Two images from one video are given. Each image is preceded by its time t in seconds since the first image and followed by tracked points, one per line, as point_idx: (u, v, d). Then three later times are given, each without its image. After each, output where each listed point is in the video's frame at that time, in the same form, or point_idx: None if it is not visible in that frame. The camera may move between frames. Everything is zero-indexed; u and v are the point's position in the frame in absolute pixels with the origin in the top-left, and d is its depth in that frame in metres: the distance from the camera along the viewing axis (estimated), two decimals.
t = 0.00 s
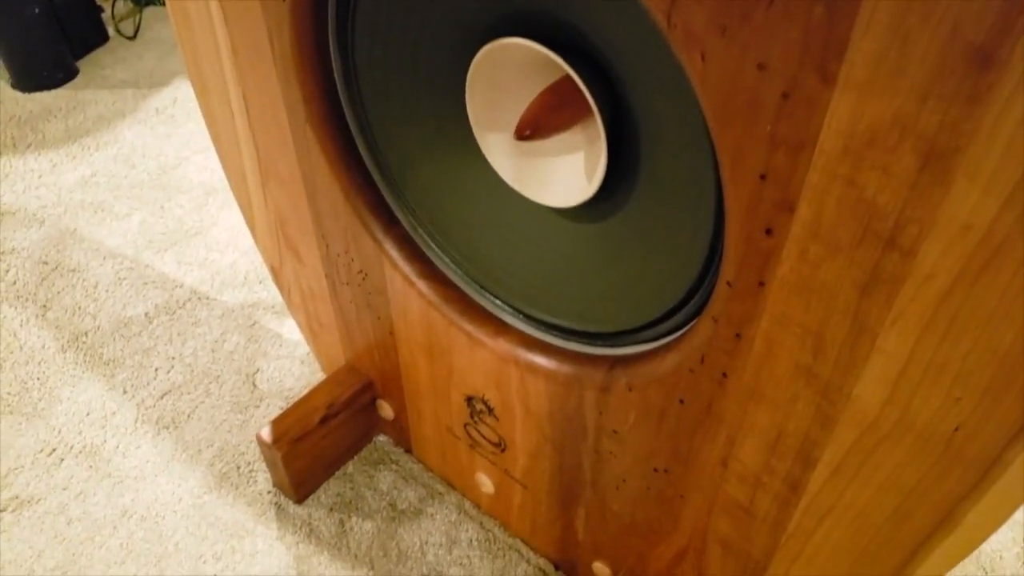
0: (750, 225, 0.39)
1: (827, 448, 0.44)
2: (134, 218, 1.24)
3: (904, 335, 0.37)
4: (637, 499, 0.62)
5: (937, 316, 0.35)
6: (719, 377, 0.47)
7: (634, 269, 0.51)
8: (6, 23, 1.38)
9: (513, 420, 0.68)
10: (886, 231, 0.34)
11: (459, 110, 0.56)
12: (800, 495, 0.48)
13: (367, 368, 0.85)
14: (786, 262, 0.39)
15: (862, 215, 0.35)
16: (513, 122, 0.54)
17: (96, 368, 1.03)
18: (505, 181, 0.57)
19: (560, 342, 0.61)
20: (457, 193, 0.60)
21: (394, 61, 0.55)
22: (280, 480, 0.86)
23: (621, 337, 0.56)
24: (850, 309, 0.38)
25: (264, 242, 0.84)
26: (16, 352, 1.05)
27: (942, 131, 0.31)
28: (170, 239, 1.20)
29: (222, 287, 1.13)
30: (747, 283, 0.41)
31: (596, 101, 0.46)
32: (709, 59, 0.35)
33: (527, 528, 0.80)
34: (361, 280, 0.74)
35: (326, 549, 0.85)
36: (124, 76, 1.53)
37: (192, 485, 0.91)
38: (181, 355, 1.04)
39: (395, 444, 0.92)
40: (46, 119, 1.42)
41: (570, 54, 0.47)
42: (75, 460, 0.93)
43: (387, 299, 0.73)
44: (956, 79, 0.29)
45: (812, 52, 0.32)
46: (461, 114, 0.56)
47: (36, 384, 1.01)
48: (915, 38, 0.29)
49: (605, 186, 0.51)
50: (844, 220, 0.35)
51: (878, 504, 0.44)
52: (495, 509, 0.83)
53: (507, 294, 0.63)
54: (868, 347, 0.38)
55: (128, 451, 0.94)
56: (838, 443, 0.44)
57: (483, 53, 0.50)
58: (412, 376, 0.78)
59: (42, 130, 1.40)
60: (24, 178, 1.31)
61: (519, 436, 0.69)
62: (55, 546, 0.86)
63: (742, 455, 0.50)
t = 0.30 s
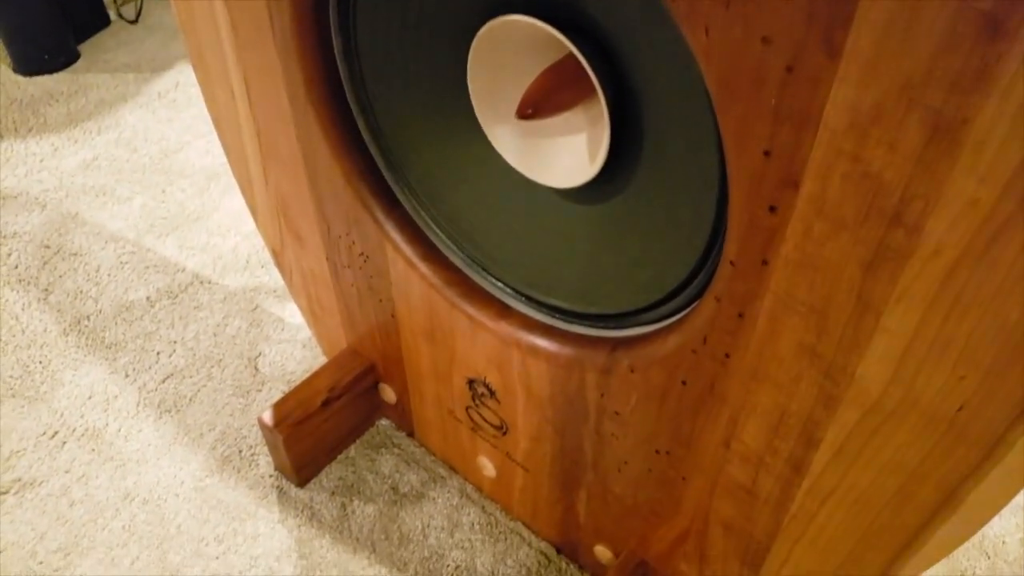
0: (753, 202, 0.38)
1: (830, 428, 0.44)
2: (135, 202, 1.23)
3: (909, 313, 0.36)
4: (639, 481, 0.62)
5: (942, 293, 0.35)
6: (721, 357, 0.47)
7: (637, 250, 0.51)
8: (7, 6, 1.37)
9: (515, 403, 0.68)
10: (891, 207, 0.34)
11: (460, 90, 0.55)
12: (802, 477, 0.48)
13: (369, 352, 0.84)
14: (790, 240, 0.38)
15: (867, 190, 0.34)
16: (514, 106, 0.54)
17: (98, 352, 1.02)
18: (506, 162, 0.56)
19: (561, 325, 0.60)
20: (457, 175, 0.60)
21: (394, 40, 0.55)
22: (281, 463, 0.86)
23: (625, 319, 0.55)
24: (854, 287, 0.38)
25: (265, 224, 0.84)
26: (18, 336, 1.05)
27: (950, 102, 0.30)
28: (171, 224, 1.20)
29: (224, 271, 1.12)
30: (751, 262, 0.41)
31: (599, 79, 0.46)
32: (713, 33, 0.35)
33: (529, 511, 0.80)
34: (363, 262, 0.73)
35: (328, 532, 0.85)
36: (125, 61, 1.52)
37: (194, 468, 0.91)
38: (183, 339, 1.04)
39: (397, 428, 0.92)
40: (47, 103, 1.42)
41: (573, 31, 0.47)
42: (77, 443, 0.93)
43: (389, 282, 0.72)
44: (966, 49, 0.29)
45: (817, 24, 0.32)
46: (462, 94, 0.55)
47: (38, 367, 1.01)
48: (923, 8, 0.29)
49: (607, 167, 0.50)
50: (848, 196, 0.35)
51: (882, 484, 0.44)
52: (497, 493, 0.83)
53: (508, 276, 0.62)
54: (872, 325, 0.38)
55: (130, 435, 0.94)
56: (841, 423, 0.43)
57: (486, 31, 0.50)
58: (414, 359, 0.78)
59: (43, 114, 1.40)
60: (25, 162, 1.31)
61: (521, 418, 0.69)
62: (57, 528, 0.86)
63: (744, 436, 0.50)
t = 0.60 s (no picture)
0: (755, 174, 0.38)
1: (832, 404, 0.44)
2: (136, 184, 1.23)
3: (913, 285, 0.36)
4: (640, 460, 0.62)
5: (947, 265, 0.35)
6: (722, 334, 0.46)
7: (637, 228, 0.51)
8: None
9: (516, 382, 0.68)
10: (895, 177, 0.34)
11: (460, 66, 0.54)
12: (803, 454, 0.48)
13: (370, 332, 0.84)
14: (792, 213, 0.38)
15: (872, 160, 0.34)
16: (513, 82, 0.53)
17: (99, 334, 1.02)
18: (506, 139, 0.56)
19: (561, 303, 0.60)
20: (457, 153, 0.59)
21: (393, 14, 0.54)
22: (282, 444, 0.86)
23: (624, 297, 0.55)
24: (856, 261, 0.37)
25: (264, 204, 0.83)
26: (19, 317, 1.05)
27: (956, 68, 0.30)
28: (172, 205, 1.19)
29: (225, 253, 1.12)
30: (753, 235, 0.40)
31: (600, 52, 0.45)
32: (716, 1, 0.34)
33: (529, 492, 0.80)
34: (363, 242, 0.73)
35: (328, 512, 0.85)
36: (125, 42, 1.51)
37: (195, 448, 0.91)
38: (183, 321, 1.03)
39: (398, 409, 0.92)
40: (47, 84, 1.41)
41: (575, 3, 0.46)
42: (78, 423, 0.94)
43: (389, 261, 0.72)
44: (973, 12, 0.29)
45: None
46: (462, 71, 0.55)
47: (39, 348, 1.01)
48: None
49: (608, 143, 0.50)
50: (852, 167, 0.35)
51: (884, 460, 0.44)
52: (498, 473, 0.83)
53: (508, 255, 0.62)
54: (875, 299, 0.38)
55: (131, 415, 0.94)
56: (843, 399, 0.43)
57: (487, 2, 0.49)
58: (414, 340, 0.78)
59: (43, 96, 1.39)
60: (26, 143, 1.30)
61: (521, 398, 0.69)
62: (59, 508, 0.87)
63: (745, 414, 0.49)
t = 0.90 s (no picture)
0: (756, 151, 0.38)
1: (832, 384, 0.43)
2: (136, 168, 1.23)
3: (914, 261, 0.36)
4: (639, 442, 0.62)
5: (949, 241, 0.34)
6: (722, 313, 0.46)
7: (635, 210, 0.50)
8: None
9: (516, 364, 0.68)
10: (897, 151, 0.33)
11: (458, 46, 0.54)
12: (803, 435, 0.48)
13: (370, 315, 0.84)
14: (793, 190, 0.38)
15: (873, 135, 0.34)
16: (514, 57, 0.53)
17: (99, 317, 1.02)
18: (505, 118, 0.55)
19: (561, 285, 0.60)
20: (456, 134, 0.59)
21: None
22: (282, 427, 0.86)
23: (623, 279, 0.55)
24: (858, 238, 0.37)
25: (263, 187, 0.83)
26: (19, 300, 1.05)
27: (960, 39, 0.30)
28: (172, 189, 1.19)
29: (225, 237, 1.12)
30: (753, 213, 0.40)
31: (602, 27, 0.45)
32: None
33: (529, 475, 0.80)
34: (362, 223, 0.73)
35: (328, 495, 0.85)
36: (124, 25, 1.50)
37: (195, 431, 0.91)
38: (183, 304, 1.03)
39: (399, 392, 0.92)
40: (46, 68, 1.41)
41: None
42: (78, 406, 0.94)
43: (388, 243, 0.72)
44: None
45: None
46: (461, 49, 0.54)
47: (39, 332, 1.01)
48: None
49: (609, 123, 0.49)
50: (854, 142, 0.34)
51: (884, 440, 0.44)
52: (498, 457, 0.83)
53: (508, 237, 0.62)
54: (876, 277, 0.37)
55: (131, 398, 0.94)
56: (843, 379, 0.43)
57: None
58: (414, 323, 0.77)
59: (43, 79, 1.38)
60: (25, 126, 1.30)
61: (521, 381, 0.69)
62: (59, 490, 0.87)
63: (745, 395, 0.49)
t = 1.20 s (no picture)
0: (757, 131, 0.37)
1: (833, 367, 0.43)
2: (136, 153, 1.22)
3: (916, 241, 0.36)
4: (639, 427, 0.62)
5: (951, 221, 0.34)
6: (723, 296, 0.46)
7: (634, 195, 0.50)
8: None
9: (516, 349, 0.68)
10: (899, 130, 0.33)
11: (457, 28, 0.53)
12: (804, 418, 0.47)
13: (370, 301, 0.84)
14: (795, 171, 0.37)
15: (875, 113, 0.33)
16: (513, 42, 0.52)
17: (99, 303, 1.02)
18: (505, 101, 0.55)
19: (561, 269, 0.59)
20: (455, 117, 0.59)
21: None
22: (283, 412, 0.86)
23: (624, 262, 0.55)
24: (859, 218, 0.37)
25: (262, 171, 0.83)
26: (19, 286, 1.05)
27: (963, 16, 0.29)
28: (172, 174, 1.18)
29: (225, 223, 1.11)
30: (754, 194, 0.40)
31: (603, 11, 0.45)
32: None
33: (529, 460, 0.80)
34: (362, 208, 0.72)
35: (329, 480, 0.85)
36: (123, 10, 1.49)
37: (196, 417, 0.91)
38: (184, 290, 1.03)
39: (400, 377, 0.92)
40: (45, 53, 1.40)
41: None
42: (79, 391, 0.94)
43: (388, 228, 0.71)
44: None
45: None
46: (460, 31, 0.54)
47: (40, 317, 1.01)
48: None
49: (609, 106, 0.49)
50: (856, 120, 0.34)
51: (885, 422, 0.44)
52: (498, 442, 0.83)
53: (508, 221, 0.61)
54: (878, 258, 0.37)
55: (131, 384, 0.94)
56: (844, 362, 0.43)
57: None
58: (414, 308, 0.77)
59: (42, 64, 1.38)
60: (24, 112, 1.29)
61: (521, 366, 0.69)
62: (60, 475, 0.87)
63: (745, 378, 0.49)
